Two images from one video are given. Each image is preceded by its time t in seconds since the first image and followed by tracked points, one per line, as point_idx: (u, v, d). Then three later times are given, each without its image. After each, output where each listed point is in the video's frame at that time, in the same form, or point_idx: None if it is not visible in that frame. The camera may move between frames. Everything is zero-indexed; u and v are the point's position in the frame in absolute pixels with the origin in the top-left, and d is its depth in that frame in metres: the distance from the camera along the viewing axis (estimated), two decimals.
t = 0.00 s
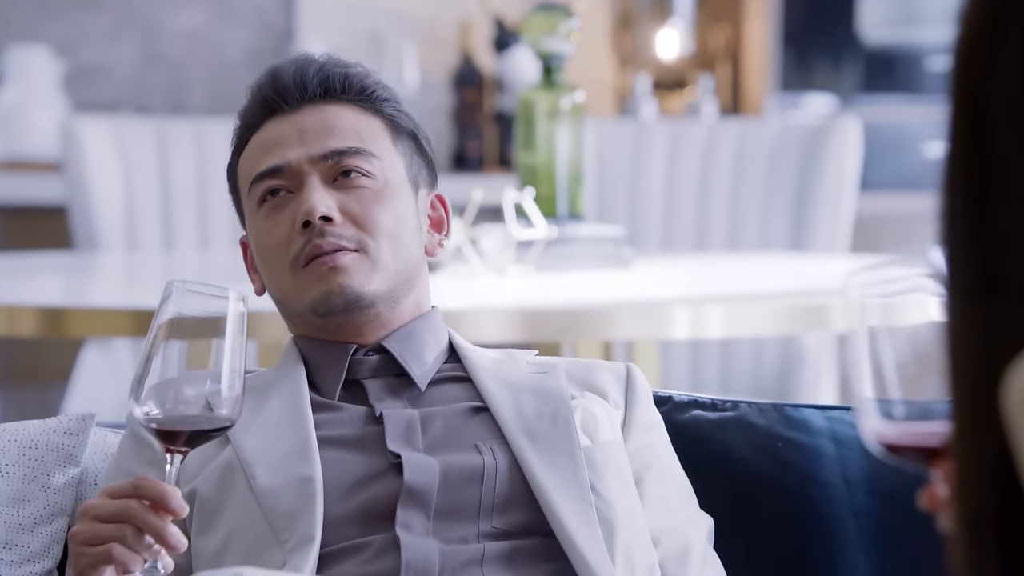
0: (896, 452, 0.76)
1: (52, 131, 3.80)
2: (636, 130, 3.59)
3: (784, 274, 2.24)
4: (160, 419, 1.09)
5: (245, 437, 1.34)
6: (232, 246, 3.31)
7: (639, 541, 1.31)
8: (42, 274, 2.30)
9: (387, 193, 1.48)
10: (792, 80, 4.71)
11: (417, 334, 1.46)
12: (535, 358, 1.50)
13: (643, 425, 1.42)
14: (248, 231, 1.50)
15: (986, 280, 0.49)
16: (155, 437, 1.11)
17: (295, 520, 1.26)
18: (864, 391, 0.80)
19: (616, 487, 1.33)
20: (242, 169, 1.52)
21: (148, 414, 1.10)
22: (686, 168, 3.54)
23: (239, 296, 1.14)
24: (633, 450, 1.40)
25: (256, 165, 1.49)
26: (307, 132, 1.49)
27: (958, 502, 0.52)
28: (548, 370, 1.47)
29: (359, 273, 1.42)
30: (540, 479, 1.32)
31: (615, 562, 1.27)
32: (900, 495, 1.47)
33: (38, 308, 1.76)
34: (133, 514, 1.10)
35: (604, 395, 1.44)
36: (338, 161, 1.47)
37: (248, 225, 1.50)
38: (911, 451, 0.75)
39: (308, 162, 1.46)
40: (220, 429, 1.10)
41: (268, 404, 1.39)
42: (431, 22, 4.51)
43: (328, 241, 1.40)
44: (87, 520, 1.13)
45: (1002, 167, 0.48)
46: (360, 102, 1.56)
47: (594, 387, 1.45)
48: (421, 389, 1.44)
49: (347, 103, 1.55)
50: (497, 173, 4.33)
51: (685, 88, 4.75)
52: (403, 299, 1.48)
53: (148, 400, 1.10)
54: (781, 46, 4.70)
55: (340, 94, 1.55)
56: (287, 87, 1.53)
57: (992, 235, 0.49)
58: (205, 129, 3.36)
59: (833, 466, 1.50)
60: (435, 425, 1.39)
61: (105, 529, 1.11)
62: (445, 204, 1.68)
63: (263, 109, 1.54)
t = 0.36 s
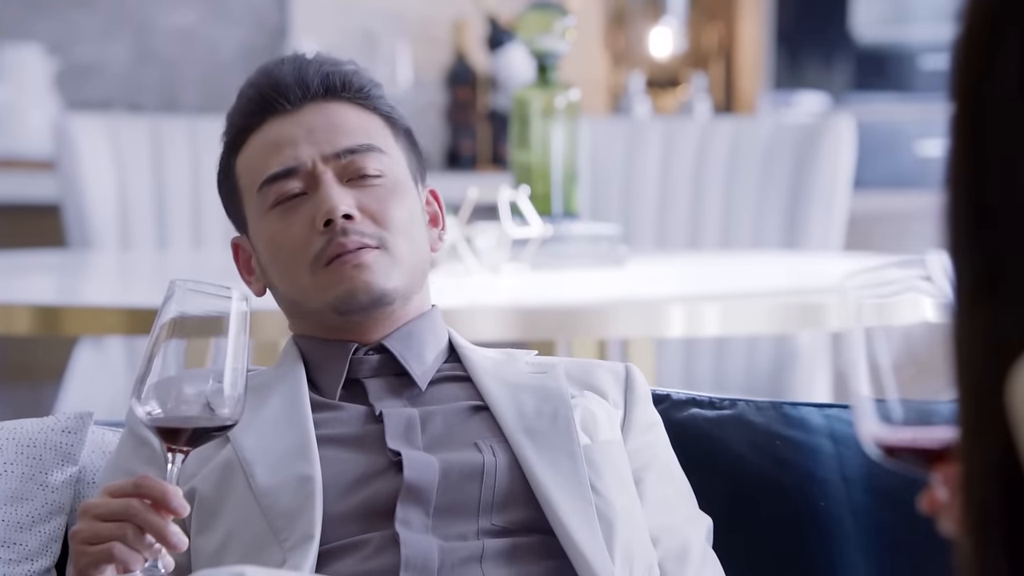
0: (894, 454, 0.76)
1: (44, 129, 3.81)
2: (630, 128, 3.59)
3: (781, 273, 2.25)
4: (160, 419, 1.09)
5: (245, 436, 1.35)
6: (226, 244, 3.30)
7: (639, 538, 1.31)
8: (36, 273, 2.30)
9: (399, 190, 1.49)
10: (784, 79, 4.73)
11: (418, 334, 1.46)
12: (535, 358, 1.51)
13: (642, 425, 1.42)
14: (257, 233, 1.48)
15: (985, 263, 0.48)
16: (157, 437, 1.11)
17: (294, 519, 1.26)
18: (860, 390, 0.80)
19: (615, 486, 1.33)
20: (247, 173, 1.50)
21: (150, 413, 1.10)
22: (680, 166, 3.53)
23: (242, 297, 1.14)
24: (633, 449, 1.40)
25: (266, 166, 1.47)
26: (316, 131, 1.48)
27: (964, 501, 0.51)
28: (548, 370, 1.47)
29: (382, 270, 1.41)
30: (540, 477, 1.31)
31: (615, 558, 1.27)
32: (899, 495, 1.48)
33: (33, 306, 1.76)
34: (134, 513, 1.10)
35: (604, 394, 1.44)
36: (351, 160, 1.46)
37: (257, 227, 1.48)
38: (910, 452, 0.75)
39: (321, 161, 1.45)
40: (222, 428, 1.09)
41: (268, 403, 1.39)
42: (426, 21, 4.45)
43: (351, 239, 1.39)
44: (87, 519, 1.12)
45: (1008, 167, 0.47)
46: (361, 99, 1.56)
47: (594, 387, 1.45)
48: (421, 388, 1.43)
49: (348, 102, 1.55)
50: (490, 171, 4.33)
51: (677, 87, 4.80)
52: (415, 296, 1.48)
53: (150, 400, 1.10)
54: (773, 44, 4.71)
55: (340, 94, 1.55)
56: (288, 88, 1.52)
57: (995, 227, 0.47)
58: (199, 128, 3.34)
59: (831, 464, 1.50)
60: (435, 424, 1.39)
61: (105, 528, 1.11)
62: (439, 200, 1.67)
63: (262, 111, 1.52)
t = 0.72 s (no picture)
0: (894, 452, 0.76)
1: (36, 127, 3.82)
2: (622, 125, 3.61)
3: (776, 268, 2.26)
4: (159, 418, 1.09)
5: (242, 434, 1.34)
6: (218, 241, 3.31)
7: (634, 537, 1.31)
8: (27, 269, 2.29)
9: (396, 187, 1.48)
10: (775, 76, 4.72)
11: (415, 333, 1.46)
12: (531, 355, 1.50)
13: (639, 425, 1.42)
14: (254, 230, 1.47)
15: (988, 263, 0.42)
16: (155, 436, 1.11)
17: (292, 520, 1.27)
18: (857, 390, 0.80)
19: (612, 485, 1.34)
20: (242, 168, 1.49)
21: (148, 412, 1.10)
22: (672, 162, 3.54)
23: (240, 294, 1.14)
24: (632, 450, 1.40)
25: (262, 163, 1.46)
26: (314, 128, 1.46)
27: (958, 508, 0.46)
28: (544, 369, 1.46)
29: (380, 268, 1.42)
30: (537, 475, 1.32)
31: (610, 558, 1.28)
32: (894, 492, 1.47)
33: (26, 303, 1.75)
34: (132, 511, 1.10)
35: (599, 392, 1.44)
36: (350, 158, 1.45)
37: (253, 224, 1.47)
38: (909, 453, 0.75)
39: (320, 159, 1.44)
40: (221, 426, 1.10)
41: (265, 400, 1.39)
42: (417, 18, 4.43)
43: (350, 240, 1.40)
44: (86, 517, 1.12)
45: (1008, 167, 0.41)
46: (360, 95, 1.54)
47: (591, 386, 1.45)
48: (419, 387, 1.44)
49: (345, 96, 1.53)
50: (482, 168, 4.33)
51: (668, 84, 4.82)
52: (413, 292, 1.49)
53: (149, 398, 1.10)
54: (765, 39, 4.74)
55: (338, 88, 1.53)
56: (286, 83, 1.50)
57: (995, 228, 0.41)
58: (190, 125, 3.33)
59: (826, 460, 1.50)
60: (432, 423, 1.38)
61: (103, 527, 1.11)
62: (433, 193, 1.67)
63: (256, 106, 1.50)
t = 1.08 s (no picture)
0: (897, 452, 0.78)
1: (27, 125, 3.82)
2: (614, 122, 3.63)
3: (771, 267, 2.27)
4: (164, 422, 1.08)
5: (245, 439, 1.34)
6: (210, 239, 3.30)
7: (630, 553, 1.29)
8: (20, 267, 2.29)
9: (395, 199, 1.47)
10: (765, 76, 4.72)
11: (418, 341, 1.46)
12: (535, 363, 1.50)
13: (641, 438, 1.41)
14: (256, 224, 1.48)
15: (996, 259, 0.47)
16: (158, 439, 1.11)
17: (294, 526, 1.27)
18: (861, 383, 0.80)
19: (611, 500, 1.33)
20: (250, 156, 1.50)
21: (152, 415, 1.09)
22: (665, 160, 3.55)
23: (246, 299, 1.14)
24: (634, 463, 1.39)
25: (265, 156, 1.47)
26: (320, 129, 1.46)
27: (969, 508, 0.51)
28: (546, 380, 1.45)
29: (363, 280, 1.42)
30: (535, 490, 1.32)
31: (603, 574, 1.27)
32: (891, 489, 1.47)
33: (19, 301, 1.75)
34: (135, 516, 1.09)
35: (600, 405, 1.43)
36: (348, 166, 1.45)
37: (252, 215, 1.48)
38: (911, 451, 0.77)
39: (318, 163, 1.44)
40: (224, 431, 1.09)
41: (269, 404, 1.38)
42: (408, 15, 4.44)
43: (334, 249, 1.40)
44: (90, 520, 1.12)
45: (1014, 164, 0.46)
46: (376, 99, 1.53)
47: (592, 398, 1.44)
48: (421, 395, 1.43)
49: (364, 98, 1.52)
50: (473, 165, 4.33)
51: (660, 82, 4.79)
52: (405, 302, 1.48)
53: (153, 401, 1.10)
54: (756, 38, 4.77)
55: (358, 89, 1.53)
56: (304, 79, 1.50)
57: (1002, 225, 0.47)
58: (184, 122, 3.33)
59: (824, 458, 1.50)
60: (432, 436, 1.38)
61: (107, 531, 1.10)
62: (455, 195, 1.65)
63: (274, 97, 1.50)
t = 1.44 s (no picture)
0: (903, 446, 0.75)
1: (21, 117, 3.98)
2: (609, 119, 3.64)
3: (768, 262, 2.27)
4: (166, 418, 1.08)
5: (251, 435, 1.33)
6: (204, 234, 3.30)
7: (634, 554, 1.30)
8: (14, 263, 2.28)
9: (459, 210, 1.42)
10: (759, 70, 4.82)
11: (434, 338, 1.43)
12: (543, 366, 1.49)
13: (647, 442, 1.41)
14: (305, 203, 1.41)
15: (1001, 260, 0.47)
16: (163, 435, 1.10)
17: (298, 524, 1.26)
18: (868, 377, 0.77)
19: (616, 501, 1.33)
20: (312, 133, 1.42)
21: (156, 411, 1.09)
22: (660, 155, 3.55)
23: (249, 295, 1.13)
24: (642, 467, 1.39)
25: (336, 141, 1.39)
26: (398, 127, 1.40)
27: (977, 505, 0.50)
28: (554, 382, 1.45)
29: (415, 286, 1.37)
30: (540, 490, 1.32)
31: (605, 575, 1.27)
32: (889, 483, 1.47)
33: (16, 297, 1.74)
34: (139, 512, 1.09)
35: (609, 408, 1.43)
36: (424, 169, 1.38)
37: (306, 193, 1.41)
38: (918, 447, 0.74)
39: (395, 160, 1.38)
40: (228, 428, 1.08)
41: (276, 401, 1.37)
42: (401, 10, 4.46)
43: (397, 251, 1.34)
44: (94, 515, 1.12)
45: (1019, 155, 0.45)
46: (449, 106, 1.46)
47: (601, 400, 1.44)
48: (435, 395, 1.42)
49: (441, 102, 1.45)
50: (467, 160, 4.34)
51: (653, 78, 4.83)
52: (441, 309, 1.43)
53: (157, 398, 1.09)
54: (750, 33, 4.82)
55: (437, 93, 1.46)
56: (389, 72, 1.43)
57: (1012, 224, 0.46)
58: (178, 118, 3.34)
59: (824, 454, 1.50)
60: (439, 435, 1.37)
61: (111, 527, 1.10)
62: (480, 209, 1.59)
63: (351, 80, 1.42)
